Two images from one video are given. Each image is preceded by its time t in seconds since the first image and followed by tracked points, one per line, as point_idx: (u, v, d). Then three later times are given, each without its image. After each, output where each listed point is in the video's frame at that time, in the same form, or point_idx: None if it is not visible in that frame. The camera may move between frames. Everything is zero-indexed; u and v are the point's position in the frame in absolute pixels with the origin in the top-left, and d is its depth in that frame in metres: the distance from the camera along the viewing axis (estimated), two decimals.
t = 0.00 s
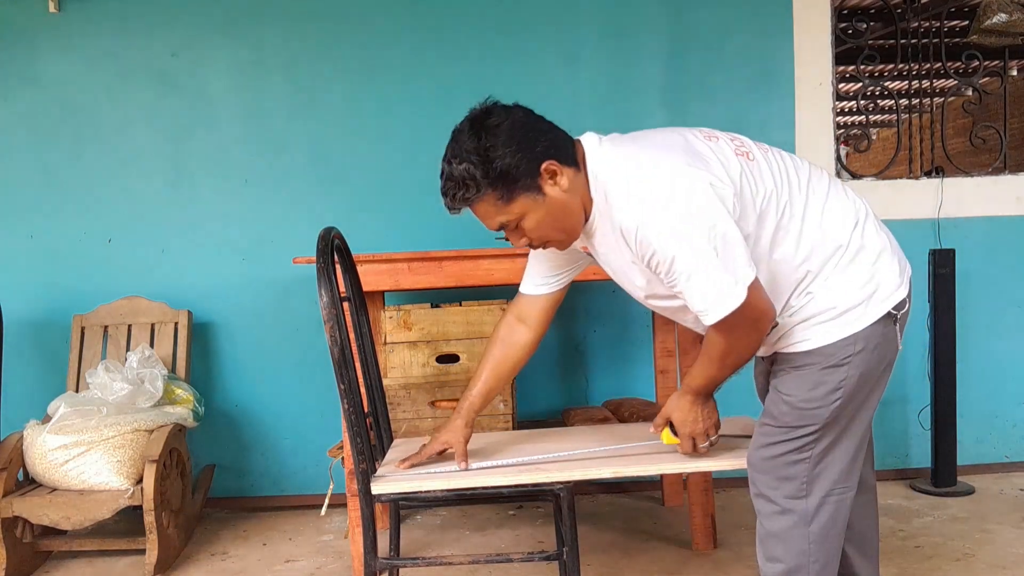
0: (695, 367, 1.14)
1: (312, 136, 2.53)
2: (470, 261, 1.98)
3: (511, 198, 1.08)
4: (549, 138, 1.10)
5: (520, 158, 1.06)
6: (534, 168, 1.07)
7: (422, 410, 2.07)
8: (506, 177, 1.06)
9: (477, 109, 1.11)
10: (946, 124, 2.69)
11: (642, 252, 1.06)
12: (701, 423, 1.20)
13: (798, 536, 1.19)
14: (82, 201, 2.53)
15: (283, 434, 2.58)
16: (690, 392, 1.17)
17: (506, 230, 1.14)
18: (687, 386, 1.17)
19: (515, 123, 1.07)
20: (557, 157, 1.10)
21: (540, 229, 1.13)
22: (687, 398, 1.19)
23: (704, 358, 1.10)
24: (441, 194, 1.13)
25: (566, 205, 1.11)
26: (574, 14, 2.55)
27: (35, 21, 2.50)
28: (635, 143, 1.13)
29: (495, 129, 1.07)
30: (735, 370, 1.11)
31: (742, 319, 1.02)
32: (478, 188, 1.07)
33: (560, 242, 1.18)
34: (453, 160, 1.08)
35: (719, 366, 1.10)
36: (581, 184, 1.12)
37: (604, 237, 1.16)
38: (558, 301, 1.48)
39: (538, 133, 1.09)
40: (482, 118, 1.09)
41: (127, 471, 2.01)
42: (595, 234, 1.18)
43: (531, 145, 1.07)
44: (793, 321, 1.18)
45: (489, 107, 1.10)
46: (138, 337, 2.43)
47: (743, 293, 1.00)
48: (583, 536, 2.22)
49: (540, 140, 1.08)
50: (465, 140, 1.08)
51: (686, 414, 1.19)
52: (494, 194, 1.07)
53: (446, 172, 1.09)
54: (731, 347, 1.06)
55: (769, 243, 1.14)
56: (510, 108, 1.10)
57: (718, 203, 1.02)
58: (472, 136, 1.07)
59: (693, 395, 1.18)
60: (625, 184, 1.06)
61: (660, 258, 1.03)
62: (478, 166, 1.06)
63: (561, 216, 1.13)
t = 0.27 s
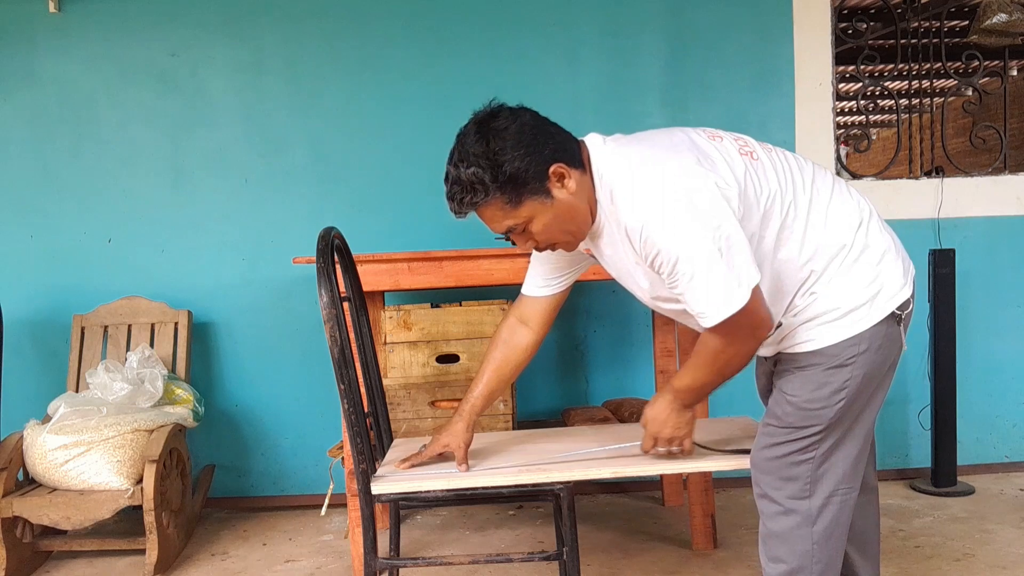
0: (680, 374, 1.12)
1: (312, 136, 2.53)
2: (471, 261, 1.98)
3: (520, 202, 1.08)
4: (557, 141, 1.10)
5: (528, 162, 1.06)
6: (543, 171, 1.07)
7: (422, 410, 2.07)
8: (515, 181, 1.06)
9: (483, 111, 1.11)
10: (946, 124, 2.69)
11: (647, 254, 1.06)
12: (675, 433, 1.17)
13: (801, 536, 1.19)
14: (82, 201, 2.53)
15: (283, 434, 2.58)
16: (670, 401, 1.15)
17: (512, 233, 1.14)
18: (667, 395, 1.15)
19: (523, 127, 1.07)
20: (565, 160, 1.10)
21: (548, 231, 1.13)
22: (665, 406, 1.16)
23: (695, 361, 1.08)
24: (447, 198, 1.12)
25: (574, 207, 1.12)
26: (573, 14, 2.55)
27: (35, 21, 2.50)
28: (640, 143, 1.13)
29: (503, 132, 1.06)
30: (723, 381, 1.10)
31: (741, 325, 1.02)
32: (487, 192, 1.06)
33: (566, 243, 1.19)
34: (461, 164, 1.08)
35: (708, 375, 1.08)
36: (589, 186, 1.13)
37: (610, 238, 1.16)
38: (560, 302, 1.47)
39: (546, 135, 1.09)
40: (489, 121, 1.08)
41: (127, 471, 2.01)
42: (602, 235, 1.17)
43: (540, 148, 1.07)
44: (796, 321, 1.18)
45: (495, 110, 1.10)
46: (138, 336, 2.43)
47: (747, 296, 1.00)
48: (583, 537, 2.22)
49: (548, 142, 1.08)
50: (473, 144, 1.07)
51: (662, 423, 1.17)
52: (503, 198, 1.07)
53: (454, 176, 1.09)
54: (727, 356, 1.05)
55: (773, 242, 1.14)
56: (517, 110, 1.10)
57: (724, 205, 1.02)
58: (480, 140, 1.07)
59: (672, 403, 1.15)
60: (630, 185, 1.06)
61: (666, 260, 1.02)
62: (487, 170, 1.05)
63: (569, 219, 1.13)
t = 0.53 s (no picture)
0: (643, 384, 1.12)
1: (312, 135, 2.53)
2: (470, 261, 1.98)
3: (523, 205, 1.08)
4: (557, 143, 1.10)
5: (530, 165, 1.06)
6: (545, 174, 1.08)
7: (422, 410, 2.07)
8: (517, 184, 1.06)
9: (482, 115, 1.11)
10: (946, 124, 2.69)
11: (637, 254, 1.07)
12: (632, 445, 1.16)
13: (800, 536, 1.19)
14: (82, 201, 2.53)
15: (283, 434, 2.58)
16: (632, 412, 1.14)
17: (515, 237, 1.14)
18: (629, 406, 1.14)
19: (523, 130, 1.07)
20: (566, 162, 1.10)
21: (551, 234, 1.13)
22: (625, 417, 1.15)
23: (658, 372, 1.09)
24: (448, 203, 1.12)
25: (577, 209, 1.12)
26: (573, 14, 2.55)
27: (35, 21, 2.50)
28: (641, 143, 1.12)
29: (504, 136, 1.06)
30: (684, 394, 1.10)
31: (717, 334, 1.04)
32: (490, 196, 1.06)
33: (569, 246, 1.19)
34: (463, 168, 1.07)
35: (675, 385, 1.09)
36: (591, 187, 1.13)
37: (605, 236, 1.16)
38: (559, 302, 1.47)
39: (547, 138, 1.09)
40: (488, 125, 1.08)
41: (127, 471, 2.01)
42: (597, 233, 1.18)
43: (541, 151, 1.07)
44: (796, 320, 1.18)
45: (494, 114, 1.10)
46: (138, 337, 2.43)
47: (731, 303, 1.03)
48: (583, 536, 2.22)
49: (550, 145, 1.09)
50: (473, 148, 1.07)
51: (621, 436, 1.15)
52: (506, 202, 1.07)
53: (455, 181, 1.09)
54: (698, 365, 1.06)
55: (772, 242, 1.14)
56: (516, 114, 1.10)
57: (718, 213, 1.03)
58: (481, 144, 1.07)
59: (632, 415, 1.14)
60: (625, 186, 1.06)
61: (654, 263, 1.04)
62: (489, 174, 1.05)
63: (571, 221, 1.13)
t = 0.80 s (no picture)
0: (619, 385, 1.17)
1: (312, 135, 2.53)
2: (470, 261, 1.98)
3: (522, 197, 1.08)
4: (555, 137, 1.11)
5: (528, 159, 1.06)
6: (543, 167, 1.08)
7: (422, 410, 2.07)
8: (516, 177, 1.06)
9: (479, 110, 1.11)
10: (946, 124, 2.69)
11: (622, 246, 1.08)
12: (615, 447, 1.21)
13: (797, 535, 1.19)
14: (82, 201, 2.53)
15: (283, 434, 2.58)
16: (611, 412, 1.20)
17: (514, 231, 1.14)
18: (607, 406, 1.20)
19: (521, 123, 1.08)
20: (563, 156, 1.10)
21: (550, 229, 1.13)
22: (605, 418, 1.20)
23: (634, 368, 1.13)
24: (446, 198, 1.12)
25: (575, 203, 1.12)
26: (573, 14, 2.55)
27: (35, 21, 2.50)
28: (635, 138, 1.13)
29: (502, 129, 1.07)
30: (661, 387, 1.14)
31: (686, 333, 1.07)
32: (488, 189, 1.06)
33: (567, 242, 1.19)
34: (461, 162, 1.07)
35: (648, 383, 1.13)
36: (588, 182, 1.13)
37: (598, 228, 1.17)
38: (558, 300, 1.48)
39: (544, 132, 1.09)
40: (486, 119, 1.09)
41: (127, 471, 2.01)
42: (590, 225, 1.19)
43: (539, 144, 1.08)
44: (790, 318, 1.19)
45: (492, 108, 1.10)
46: (138, 336, 2.43)
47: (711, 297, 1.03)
48: (583, 536, 2.22)
49: (547, 139, 1.09)
50: (471, 142, 1.07)
51: (603, 437, 1.20)
52: (505, 195, 1.07)
53: (454, 174, 1.09)
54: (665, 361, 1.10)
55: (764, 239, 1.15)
56: (513, 109, 1.11)
57: (704, 208, 1.04)
58: (479, 137, 1.07)
59: (612, 415, 1.20)
60: (614, 178, 1.07)
61: (636, 255, 1.05)
62: (488, 167, 1.05)
63: (570, 215, 1.13)
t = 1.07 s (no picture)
0: (616, 382, 1.17)
1: (311, 135, 2.53)
2: (470, 261, 1.98)
3: (521, 186, 1.08)
4: (555, 130, 1.12)
5: (528, 148, 1.07)
6: (542, 157, 1.08)
7: (422, 410, 2.07)
8: (516, 164, 1.06)
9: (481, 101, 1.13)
10: (946, 124, 2.69)
11: (617, 239, 1.09)
12: (615, 445, 1.20)
13: (797, 534, 1.19)
14: (82, 201, 2.53)
15: (283, 434, 2.58)
16: (609, 409, 1.20)
17: (512, 222, 1.13)
18: (605, 404, 1.20)
19: (522, 114, 1.09)
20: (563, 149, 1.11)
21: (548, 220, 1.12)
22: (603, 416, 1.20)
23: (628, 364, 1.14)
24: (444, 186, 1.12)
25: (574, 195, 1.12)
26: (573, 14, 2.55)
27: (35, 21, 2.50)
28: (633, 134, 1.13)
29: (503, 118, 1.08)
30: (656, 383, 1.15)
31: (680, 326, 1.07)
32: (488, 175, 1.07)
33: (564, 236, 1.18)
34: (461, 148, 1.08)
35: (645, 378, 1.13)
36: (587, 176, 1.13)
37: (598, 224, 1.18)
38: (558, 301, 1.48)
39: (544, 124, 1.11)
40: (487, 109, 1.10)
41: (127, 471, 2.01)
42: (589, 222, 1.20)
43: (538, 134, 1.09)
44: (789, 316, 1.19)
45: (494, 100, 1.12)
46: (138, 337, 2.43)
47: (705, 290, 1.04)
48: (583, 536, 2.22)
49: (547, 130, 1.10)
50: (472, 130, 1.08)
51: (602, 435, 1.20)
52: (504, 182, 1.07)
53: (453, 162, 1.09)
54: (662, 355, 1.10)
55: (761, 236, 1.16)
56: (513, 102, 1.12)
57: (699, 202, 1.04)
58: (480, 125, 1.08)
59: (610, 412, 1.20)
60: (609, 171, 1.08)
61: (630, 247, 1.05)
62: (488, 154, 1.06)
63: (569, 207, 1.13)
